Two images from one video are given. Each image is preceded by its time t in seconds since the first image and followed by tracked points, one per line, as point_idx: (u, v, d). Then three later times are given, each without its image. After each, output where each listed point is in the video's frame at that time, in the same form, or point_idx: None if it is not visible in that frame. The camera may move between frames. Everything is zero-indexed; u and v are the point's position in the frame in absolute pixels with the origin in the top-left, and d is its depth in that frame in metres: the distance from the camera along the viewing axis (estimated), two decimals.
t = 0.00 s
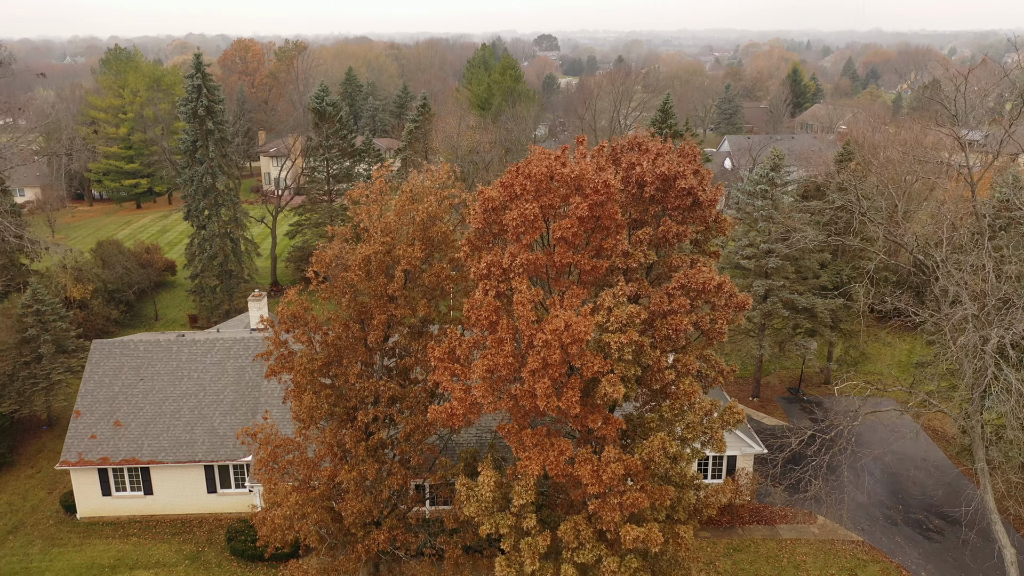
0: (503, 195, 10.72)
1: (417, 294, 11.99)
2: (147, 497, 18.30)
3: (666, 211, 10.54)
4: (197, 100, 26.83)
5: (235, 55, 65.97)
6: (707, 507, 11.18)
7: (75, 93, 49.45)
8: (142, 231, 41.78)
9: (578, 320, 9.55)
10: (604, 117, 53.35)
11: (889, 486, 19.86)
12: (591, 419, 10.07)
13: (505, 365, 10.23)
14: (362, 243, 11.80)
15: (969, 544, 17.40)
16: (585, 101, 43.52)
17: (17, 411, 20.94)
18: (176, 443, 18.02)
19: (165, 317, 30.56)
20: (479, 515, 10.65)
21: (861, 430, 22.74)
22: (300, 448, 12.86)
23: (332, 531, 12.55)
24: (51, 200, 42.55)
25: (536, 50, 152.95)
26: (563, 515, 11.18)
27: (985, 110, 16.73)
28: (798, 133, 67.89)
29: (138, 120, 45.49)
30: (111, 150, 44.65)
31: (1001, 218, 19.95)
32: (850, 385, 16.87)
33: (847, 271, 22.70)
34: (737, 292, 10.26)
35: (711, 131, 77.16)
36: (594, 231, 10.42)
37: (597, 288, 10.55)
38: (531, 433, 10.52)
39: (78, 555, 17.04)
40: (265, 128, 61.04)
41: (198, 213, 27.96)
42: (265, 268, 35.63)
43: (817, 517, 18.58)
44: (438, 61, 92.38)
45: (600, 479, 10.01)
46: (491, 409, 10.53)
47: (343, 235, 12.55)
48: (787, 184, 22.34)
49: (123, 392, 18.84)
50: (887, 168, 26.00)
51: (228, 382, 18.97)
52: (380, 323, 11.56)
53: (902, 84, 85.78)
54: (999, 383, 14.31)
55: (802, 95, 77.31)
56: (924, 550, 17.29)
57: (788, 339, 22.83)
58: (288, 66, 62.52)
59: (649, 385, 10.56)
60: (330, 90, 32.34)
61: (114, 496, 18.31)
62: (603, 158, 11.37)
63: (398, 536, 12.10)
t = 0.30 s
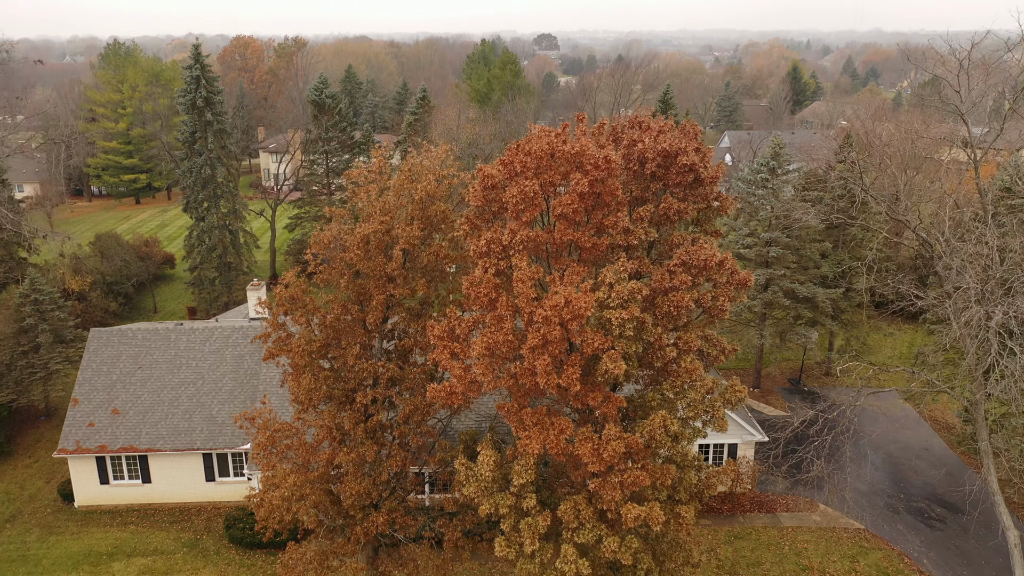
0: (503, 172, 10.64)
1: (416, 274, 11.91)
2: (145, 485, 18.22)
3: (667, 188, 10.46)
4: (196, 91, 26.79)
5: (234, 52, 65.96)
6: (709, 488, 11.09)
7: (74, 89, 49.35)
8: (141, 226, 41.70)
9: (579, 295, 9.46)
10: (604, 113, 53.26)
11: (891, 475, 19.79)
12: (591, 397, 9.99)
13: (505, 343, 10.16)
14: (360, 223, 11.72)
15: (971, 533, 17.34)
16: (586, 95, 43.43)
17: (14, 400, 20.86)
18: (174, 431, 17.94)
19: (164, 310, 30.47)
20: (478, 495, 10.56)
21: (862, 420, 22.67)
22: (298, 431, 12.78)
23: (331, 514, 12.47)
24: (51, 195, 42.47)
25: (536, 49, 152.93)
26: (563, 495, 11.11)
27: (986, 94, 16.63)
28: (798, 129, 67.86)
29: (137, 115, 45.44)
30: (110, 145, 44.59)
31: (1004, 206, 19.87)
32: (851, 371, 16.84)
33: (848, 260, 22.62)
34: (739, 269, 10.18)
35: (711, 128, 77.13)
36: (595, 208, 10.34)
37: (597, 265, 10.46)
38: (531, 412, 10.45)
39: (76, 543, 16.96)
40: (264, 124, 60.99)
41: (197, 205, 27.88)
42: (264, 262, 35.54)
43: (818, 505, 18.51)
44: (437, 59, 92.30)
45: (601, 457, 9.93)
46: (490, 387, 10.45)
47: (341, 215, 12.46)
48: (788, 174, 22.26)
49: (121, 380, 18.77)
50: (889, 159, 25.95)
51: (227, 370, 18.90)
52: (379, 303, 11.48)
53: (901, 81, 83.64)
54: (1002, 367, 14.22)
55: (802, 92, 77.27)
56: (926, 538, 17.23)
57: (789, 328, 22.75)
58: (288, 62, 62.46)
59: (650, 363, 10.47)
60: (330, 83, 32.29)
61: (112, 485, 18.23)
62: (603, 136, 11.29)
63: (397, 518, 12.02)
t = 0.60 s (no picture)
0: (502, 147, 10.55)
1: (415, 253, 11.81)
2: (143, 472, 18.12)
3: (669, 162, 10.36)
4: (195, 81, 26.71)
5: (234, 47, 65.87)
6: (710, 466, 11.00)
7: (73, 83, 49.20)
8: (140, 219, 41.59)
9: (580, 268, 9.36)
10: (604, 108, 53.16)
11: (893, 463, 19.71)
12: (592, 372, 9.89)
13: (505, 318, 10.06)
14: (359, 200, 11.63)
15: (973, 520, 17.28)
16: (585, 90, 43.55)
17: (12, 388, 20.76)
18: (172, 417, 17.85)
19: (162, 301, 30.37)
20: (478, 473, 10.47)
21: (863, 409, 22.59)
22: (296, 412, 12.69)
23: (329, 495, 12.37)
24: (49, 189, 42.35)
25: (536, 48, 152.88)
26: (564, 474, 11.02)
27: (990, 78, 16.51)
28: (798, 125, 67.78)
29: (136, 109, 45.36)
30: (109, 139, 44.49)
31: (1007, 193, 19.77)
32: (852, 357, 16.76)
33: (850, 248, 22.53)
34: (741, 243, 10.10)
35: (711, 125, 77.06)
36: (595, 182, 10.25)
37: (598, 240, 10.36)
38: (531, 388, 10.35)
39: (73, 529, 16.87)
40: (264, 120, 60.88)
41: (196, 195, 27.77)
42: (263, 254, 35.43)
43: (819, 492, 18.43)
44: (437, 56, 92.23)
45: (602, 433, 9.84)
46: (490, 363, 10.36)
47: (340, 194, 12.37)
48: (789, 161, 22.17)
49: (119, 366, 18.70)
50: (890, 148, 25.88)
51: (225, 356, 18.83)
52: (377, 281, 11.39)
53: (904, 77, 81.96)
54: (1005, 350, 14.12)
55: (802, 89, 77.18)
56: (928, 525, 17.16)
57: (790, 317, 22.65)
58: (287, 58, 62.39)
59: (651, 338, 10.38)
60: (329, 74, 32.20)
61: (110, 471, 18.13)
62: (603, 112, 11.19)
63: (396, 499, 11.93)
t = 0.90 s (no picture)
0: (502, 124, 10.46)
1: (414, 233, 11.74)
2: (140, 460, 18.04)
3: (670, 139, 10.27)
4: (193, 72, 26.65)
5: (233, 43, 65.73)
6: (711, 447, 10.91)
7: (72, 78, 49.10)
8: (139, 214, 41.47)
9: (580, 244, 9.28)
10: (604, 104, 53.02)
11: (894, 452, 19.63)
12: (592, 350, 9.81)
13: (504, 296, 9.98)
14: (357, 179, 11.54)
15: (975, 508, 17.22)
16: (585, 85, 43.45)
17: (9, 377, 20.68)
18: (170, 405, 17.76)
19: (160, 294, 30.27)
20: (477, 453, 10.39)
21: (864, 399, 22.52)
22: (293, 394, 12.60)
23: (327, 478, 12.28)
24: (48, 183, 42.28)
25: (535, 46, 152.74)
26: (563, 454, 10.94)
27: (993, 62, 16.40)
28: (799, 122, 67.64)
29: (135, 104, 45.26)
30: (108, 134, 44.40)
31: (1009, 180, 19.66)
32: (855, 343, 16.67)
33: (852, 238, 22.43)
34: (743, 220, 10.02)
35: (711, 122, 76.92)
36: (595, 159, 10.17)
37: (598, 218, 10.28)
38: (530, 367, 10.27)
39: (70, 517, 16.78)
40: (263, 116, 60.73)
41: (195, 186, 27.67)
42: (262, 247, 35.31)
43: (820, 480, 18.34)
44: (437, 53, 92.06)
45: (602, 411, 9.76)
46: (489, 342, 10.28)
47: (338, 175, 12.28)
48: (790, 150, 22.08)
49: (117, 354, 18.63)
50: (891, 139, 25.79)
51: (223, 344, 18.77)
52: (376, 261, 11.31)
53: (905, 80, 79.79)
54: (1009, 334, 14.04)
55: (802, 86, 77.00)
56: (929, 513, 17.10)
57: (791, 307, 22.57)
58: (286, 54, 62.24)
59: (652, 316, 10.30)
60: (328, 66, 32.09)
61: (107, 459, 18.03)
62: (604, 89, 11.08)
63: (394, 481, 11.84)
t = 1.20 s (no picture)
0: (502, 104, 10.38)
1: (413, 216, 11.66)
2: (138, 450, 17.95)
3: (671, 119, 10.19)
4: (192, 64, 26.57)
5: (233, 40, 65.61)
6: (711, 430, 10.84)
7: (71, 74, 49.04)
8: (138, 209, 41.40)
9: (580, 223, 9.20)
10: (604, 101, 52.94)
11: (895, 443, 19.55)
12: (592, 331, 9.73)
13: (503, 277, 9.91)
14: (356, 162, 11.45)
15: (976, 498, 17.15)
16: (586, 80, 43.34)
17: (7, 368, 20.60)
18: (168, 395, 17.68)
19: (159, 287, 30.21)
20: (476, 436, 10.31)
21: (865, 391, 22.45)
22: (292, 380, 12.52)
23: (325, 464, 12.20)
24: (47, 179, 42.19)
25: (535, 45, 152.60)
26: (563, 438, 10.86)
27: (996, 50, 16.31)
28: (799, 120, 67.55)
29: (134, 99, 45.17)
30: (107, 130, 44.33)
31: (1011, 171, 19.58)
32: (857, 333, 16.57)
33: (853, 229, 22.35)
34: (744, 200, 9.95)
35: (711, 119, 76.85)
36: (595, 139, 10.10)
37: (598, 198, 10.19)
38: (530, 349, 10.19)
39: (68, 506, 16.70)
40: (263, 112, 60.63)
41: (194, 179, 27.58)
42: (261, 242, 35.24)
43: (822, 471, 18.25)
44: (437, 51, 92.00)
45: (602, 393, 9.69)
46: (488, 323, 10.21)
47: (337, 158, 12.20)
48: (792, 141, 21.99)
49: (115, 344, 18.56)
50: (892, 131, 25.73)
51: (222, 334, 18.70)
52: (375, 244, 11.24)
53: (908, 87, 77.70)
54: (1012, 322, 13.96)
55: (802, 85, 76.89)
56: (931, 503, 17.03)
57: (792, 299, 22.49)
58: (286, 50, 62.15)
59: (653, 298, 10.24)
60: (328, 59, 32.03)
61: (105, 450, 17.94)
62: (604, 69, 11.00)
63: (393, 467, 11.76)
